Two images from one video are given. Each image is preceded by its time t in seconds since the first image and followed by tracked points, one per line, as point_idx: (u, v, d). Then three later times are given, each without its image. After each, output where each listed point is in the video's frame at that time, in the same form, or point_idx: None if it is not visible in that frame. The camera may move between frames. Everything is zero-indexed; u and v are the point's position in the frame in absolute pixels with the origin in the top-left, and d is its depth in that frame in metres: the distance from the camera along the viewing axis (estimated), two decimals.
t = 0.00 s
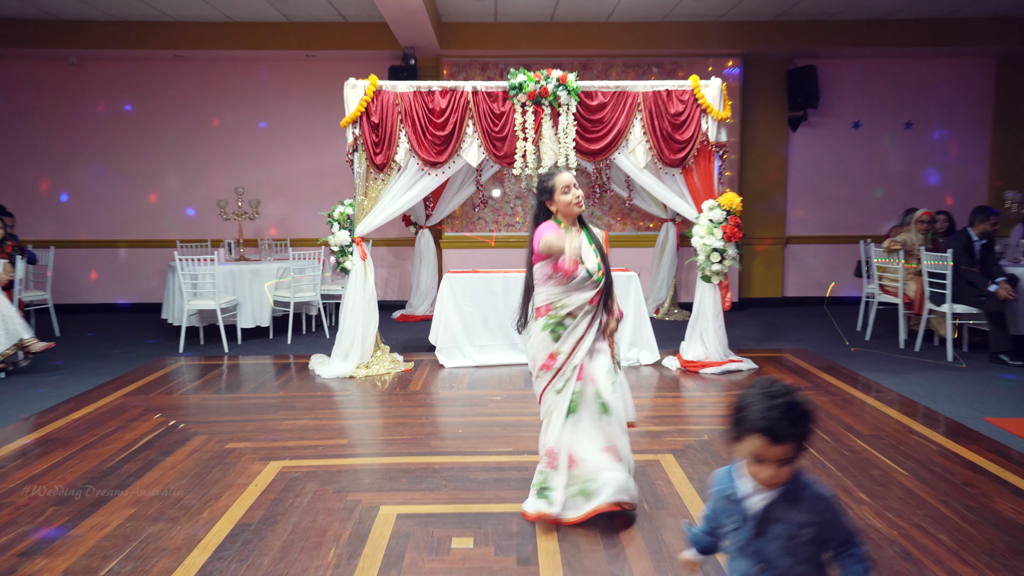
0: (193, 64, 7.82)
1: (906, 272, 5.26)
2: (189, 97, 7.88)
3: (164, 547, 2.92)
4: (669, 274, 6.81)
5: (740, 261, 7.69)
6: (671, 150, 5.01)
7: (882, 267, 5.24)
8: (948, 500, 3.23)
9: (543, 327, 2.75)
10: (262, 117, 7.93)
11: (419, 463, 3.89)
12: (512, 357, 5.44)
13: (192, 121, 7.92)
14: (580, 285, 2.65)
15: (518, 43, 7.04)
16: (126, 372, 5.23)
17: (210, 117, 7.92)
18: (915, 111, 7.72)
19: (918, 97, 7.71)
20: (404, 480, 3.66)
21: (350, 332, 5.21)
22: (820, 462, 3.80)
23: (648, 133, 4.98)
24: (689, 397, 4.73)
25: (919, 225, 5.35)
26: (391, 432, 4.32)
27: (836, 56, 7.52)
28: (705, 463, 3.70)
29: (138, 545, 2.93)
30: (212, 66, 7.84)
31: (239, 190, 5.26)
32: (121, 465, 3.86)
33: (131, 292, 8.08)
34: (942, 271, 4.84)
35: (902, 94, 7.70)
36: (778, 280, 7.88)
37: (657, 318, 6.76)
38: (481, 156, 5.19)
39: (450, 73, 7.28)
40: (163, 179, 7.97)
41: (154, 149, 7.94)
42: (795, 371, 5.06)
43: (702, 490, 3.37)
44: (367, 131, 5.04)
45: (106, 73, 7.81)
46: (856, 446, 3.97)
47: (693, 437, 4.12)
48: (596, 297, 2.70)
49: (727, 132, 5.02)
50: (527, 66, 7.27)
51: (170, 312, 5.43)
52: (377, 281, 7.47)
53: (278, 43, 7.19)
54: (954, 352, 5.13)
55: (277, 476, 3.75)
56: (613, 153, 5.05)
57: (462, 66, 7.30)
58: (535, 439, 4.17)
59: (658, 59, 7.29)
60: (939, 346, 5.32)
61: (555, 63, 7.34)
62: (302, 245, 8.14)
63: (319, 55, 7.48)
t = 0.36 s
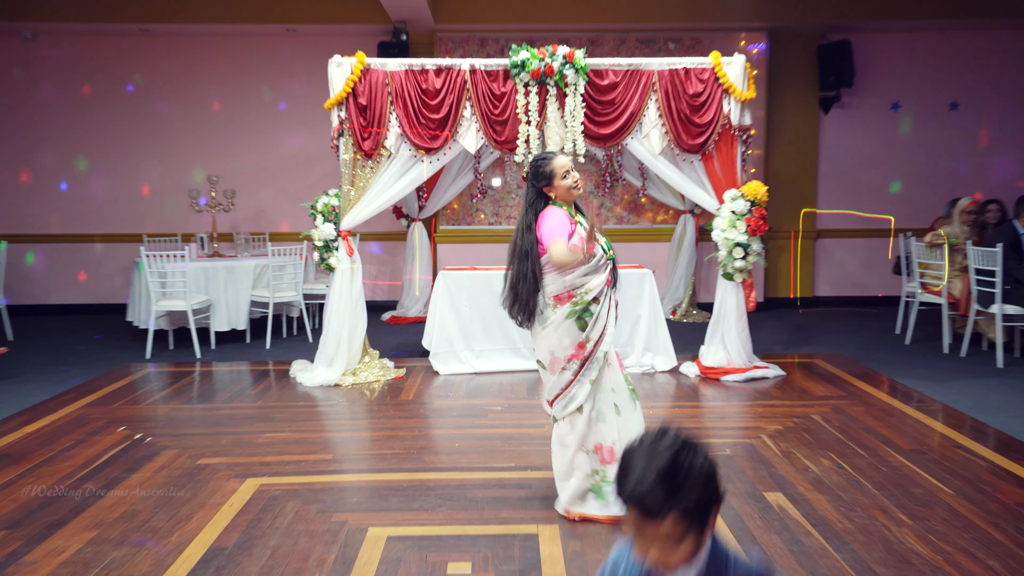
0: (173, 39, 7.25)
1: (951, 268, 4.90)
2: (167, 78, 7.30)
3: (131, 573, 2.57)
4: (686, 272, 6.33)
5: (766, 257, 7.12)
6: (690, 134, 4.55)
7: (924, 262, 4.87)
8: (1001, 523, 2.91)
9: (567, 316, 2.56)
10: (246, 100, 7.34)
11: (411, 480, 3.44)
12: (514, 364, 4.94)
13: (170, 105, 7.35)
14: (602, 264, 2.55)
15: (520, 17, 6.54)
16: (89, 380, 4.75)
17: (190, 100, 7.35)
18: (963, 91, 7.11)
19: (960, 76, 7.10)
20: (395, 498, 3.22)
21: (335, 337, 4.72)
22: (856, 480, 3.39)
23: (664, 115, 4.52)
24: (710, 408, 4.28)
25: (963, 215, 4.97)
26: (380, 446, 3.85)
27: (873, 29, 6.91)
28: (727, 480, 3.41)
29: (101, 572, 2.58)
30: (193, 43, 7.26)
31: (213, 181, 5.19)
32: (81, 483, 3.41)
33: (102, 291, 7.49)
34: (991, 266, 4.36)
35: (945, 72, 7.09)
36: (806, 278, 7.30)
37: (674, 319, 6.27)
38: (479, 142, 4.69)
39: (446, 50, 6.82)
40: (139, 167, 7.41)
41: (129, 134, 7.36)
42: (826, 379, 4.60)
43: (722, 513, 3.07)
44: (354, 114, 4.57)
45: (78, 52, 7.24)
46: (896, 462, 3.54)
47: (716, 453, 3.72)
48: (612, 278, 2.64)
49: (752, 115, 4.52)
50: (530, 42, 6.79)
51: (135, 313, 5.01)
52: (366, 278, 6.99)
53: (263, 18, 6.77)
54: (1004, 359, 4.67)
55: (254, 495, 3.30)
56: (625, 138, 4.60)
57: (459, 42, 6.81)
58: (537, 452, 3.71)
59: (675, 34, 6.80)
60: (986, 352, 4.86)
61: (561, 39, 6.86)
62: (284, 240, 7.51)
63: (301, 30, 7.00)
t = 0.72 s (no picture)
0: (140, 19, 6.64)
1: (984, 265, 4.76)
2: (136, 61, 6.70)
3: None
4: (698, 270, 6.01)
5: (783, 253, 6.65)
6: (702, 121, 4.23)
7: (954, 258, 4.80)
8: None
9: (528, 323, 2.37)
10: (222, 86, 6.74)
11: (402, 493, 3.14)
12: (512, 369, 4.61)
13: (137, 90, 6.72)
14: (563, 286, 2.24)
15: None
16: (55, 386, 4.42)
17: (160, 85, 6.73)
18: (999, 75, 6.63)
19: (997, 57, 6.61)
20: (384, 514, 2.93)
21: (321, 339, 4.40)
22: (881, 493, 3.09)
23: (674, 100, 4.20)
24: (723, 416, 3.96)
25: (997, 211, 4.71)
26: (369, 457, 3.52)
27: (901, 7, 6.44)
28: (741, 493, 3.12)
29: None
30: (163, 24, 6.66)
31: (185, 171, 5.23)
32: (45, 499, 3.09)
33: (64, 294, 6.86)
34: None
35: (982, 53, 6.60)
36: (830, 279, 6.81)
37: (686, 320, 5.94)
38: (475, 130, 4.36)
39: (439, 30, 6.39)
40: (102, 159, 6.76)
41: (92, 123, 6.74)
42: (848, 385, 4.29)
43: (734, 525, 2.83)
44: (340, 99, 4.24)
45: (35, 32, 6.60)
46: (924, 474, 3.23)
47: (728, 462, 3.42)
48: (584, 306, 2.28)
49: (768, 100, 4.23)
50: (529, 22, 6.36)
51: (106, 316, 4.88)
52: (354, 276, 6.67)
53: None
54: None
55: (233, 509, 3.00)
56: (633, 125, 4.27)
57: (453, 22, 6.39)
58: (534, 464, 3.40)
59: (685, 13, 6.31)
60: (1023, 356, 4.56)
61: (564, 20, 6.42)
62: (263, 235, 6.96)
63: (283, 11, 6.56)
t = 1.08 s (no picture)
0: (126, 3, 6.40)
1: (1009, 263, 4.65)
2: (122, 47, 6.45)
3: None
4: (707, 268, 5.83)
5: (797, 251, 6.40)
6: (711, 111, 4.01)
7: (978, 255, 4.68)
8: None
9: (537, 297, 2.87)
10: (211, 74, 6.50)
11: (395, 504, 2.92)
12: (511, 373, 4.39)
13: (123, 79, 6.49)
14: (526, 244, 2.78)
15: None
16: (30, 390, 4.20)
17: (146, 74, 6.49)
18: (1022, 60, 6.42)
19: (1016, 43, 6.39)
20: (377, 525, 2.72)
21: (309, 341, 4.16)
22: (901, 503, 2.87)
23: (683, 89, 3.98)
24: (733, 421, 3.74)
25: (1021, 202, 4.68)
26: (360, 465, 3.29)
27: None
28: (753, 503, 2.91)
29: None
30: (150, 9, 6.42)
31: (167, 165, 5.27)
32: (17, 510, 2.87)
33: (47, 292, 6.64)
34: None
35: (1001, 39, 6.38)
36: (846, 277, 6.58)
37: (694, 321, 5.81)
38: (472, 120, 4.13)
39: (434, 15, 6.12)
40: (87, 150, 6.54)
41: (77, 113, 6.50)
42: (866, 390, 4.07)
43: (745, 536, 2.64)
44: (329, 88, 4.02)
45: (16, 17, 6.36)
46: (947, 484, 3.01)
47: (739, 471, 3.21)
48: (531, 265, 2.72)
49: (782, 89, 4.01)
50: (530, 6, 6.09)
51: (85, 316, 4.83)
52: (345, 274, 6.44)
53: None
54: None
55: (216, 521, 2.78)
56: (638, 115, 4.04)
57: (449, 6, 6.12)
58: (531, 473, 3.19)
59: None
60: None
61: (567, 3, 6.15)
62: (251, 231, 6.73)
63: None
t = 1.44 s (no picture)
0: (127, 4, 6.40)
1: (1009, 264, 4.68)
2: (122, 48, 6.45)
3: None
4: (707, 269, 5.83)
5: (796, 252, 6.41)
6: (711, 111, 4.01)
7: (978, 256, 4.70)
8: None
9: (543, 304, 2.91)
10: (211, 74, 6.51)
11: (395, 504, 2.93)
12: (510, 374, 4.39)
13: (124, 79, 6.49)
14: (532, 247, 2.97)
15: None
16: (30, 390, 4.19)
17: (146, 73, 6.49)
18: None
19: (1018, 43, 6.39)
20: (376, 526, 2.72)
21: (309, 342, 4.16)
22: (901, 504, 2.87)
23: (683, 89, 3.98)
24: (733, 422, 3.75)
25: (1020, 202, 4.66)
26: (360, 466, 3.29)
27: None
28: (754, 504, 2.91)
29: None
30: (150, 9, 6.42)
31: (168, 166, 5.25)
32: (17, 510, 2.87)
33: (47, 293, 6.63)
34: None
35: (1002, 39, 6.38)
36: (847, 277, 6.58)
37: (694, 321, 5.80)
38: (472, 120, 4.13)
39: (434, 15, 6.11)
40: (87, 150, 6.53)
41: (77, 114, 6.50)
42: (866, 391, 4.07)
43: (745, 536, 2.64)
44: (329, 88, 4.02)
45: (16, 17, 6.36)
46: (946, 484, 3.02)
47: (738, 471, 3.21)
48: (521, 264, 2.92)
49: (782, 89, 4.01)
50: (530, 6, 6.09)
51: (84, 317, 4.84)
52: (345, 275, 6.44)
53: None
54: None
55: (216, 522, 2.78)
56: (638, 116, 4.04)
57: (449, 6, 6.12)
58: (530, 472, 3.19)
59: None
60: None
61: (566, 3, 6.15)
62: (251, 232, 6.73)
63: None
